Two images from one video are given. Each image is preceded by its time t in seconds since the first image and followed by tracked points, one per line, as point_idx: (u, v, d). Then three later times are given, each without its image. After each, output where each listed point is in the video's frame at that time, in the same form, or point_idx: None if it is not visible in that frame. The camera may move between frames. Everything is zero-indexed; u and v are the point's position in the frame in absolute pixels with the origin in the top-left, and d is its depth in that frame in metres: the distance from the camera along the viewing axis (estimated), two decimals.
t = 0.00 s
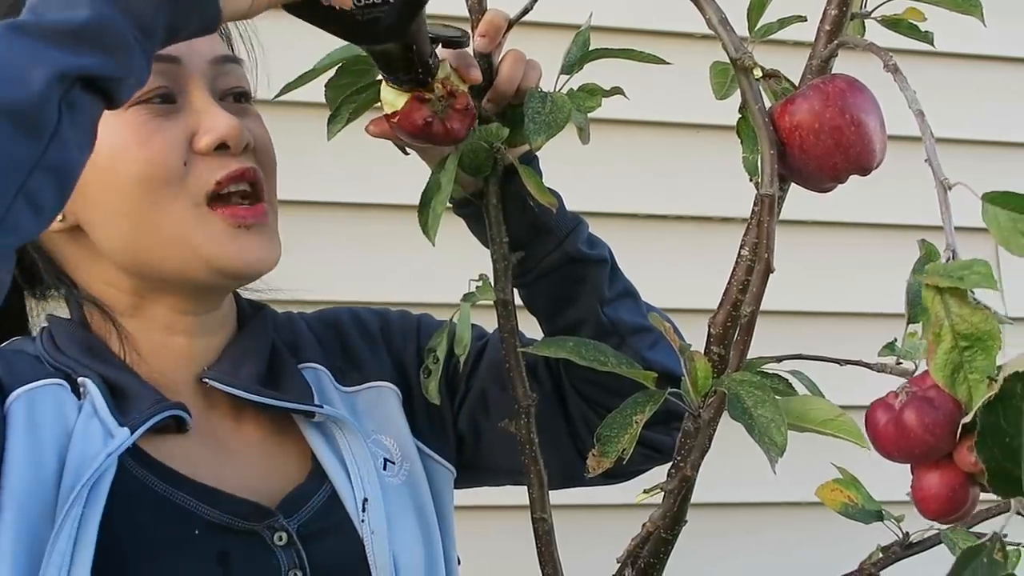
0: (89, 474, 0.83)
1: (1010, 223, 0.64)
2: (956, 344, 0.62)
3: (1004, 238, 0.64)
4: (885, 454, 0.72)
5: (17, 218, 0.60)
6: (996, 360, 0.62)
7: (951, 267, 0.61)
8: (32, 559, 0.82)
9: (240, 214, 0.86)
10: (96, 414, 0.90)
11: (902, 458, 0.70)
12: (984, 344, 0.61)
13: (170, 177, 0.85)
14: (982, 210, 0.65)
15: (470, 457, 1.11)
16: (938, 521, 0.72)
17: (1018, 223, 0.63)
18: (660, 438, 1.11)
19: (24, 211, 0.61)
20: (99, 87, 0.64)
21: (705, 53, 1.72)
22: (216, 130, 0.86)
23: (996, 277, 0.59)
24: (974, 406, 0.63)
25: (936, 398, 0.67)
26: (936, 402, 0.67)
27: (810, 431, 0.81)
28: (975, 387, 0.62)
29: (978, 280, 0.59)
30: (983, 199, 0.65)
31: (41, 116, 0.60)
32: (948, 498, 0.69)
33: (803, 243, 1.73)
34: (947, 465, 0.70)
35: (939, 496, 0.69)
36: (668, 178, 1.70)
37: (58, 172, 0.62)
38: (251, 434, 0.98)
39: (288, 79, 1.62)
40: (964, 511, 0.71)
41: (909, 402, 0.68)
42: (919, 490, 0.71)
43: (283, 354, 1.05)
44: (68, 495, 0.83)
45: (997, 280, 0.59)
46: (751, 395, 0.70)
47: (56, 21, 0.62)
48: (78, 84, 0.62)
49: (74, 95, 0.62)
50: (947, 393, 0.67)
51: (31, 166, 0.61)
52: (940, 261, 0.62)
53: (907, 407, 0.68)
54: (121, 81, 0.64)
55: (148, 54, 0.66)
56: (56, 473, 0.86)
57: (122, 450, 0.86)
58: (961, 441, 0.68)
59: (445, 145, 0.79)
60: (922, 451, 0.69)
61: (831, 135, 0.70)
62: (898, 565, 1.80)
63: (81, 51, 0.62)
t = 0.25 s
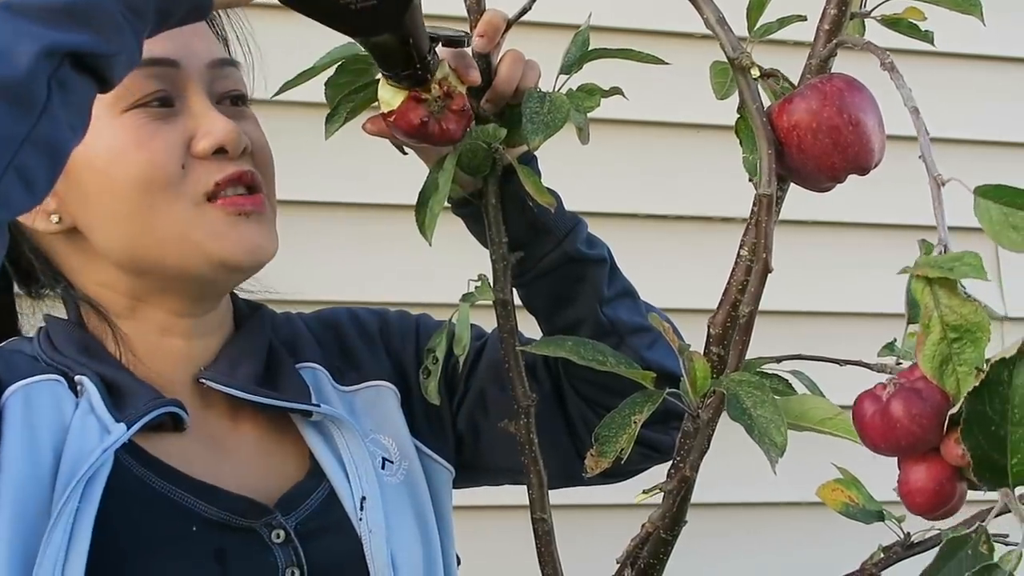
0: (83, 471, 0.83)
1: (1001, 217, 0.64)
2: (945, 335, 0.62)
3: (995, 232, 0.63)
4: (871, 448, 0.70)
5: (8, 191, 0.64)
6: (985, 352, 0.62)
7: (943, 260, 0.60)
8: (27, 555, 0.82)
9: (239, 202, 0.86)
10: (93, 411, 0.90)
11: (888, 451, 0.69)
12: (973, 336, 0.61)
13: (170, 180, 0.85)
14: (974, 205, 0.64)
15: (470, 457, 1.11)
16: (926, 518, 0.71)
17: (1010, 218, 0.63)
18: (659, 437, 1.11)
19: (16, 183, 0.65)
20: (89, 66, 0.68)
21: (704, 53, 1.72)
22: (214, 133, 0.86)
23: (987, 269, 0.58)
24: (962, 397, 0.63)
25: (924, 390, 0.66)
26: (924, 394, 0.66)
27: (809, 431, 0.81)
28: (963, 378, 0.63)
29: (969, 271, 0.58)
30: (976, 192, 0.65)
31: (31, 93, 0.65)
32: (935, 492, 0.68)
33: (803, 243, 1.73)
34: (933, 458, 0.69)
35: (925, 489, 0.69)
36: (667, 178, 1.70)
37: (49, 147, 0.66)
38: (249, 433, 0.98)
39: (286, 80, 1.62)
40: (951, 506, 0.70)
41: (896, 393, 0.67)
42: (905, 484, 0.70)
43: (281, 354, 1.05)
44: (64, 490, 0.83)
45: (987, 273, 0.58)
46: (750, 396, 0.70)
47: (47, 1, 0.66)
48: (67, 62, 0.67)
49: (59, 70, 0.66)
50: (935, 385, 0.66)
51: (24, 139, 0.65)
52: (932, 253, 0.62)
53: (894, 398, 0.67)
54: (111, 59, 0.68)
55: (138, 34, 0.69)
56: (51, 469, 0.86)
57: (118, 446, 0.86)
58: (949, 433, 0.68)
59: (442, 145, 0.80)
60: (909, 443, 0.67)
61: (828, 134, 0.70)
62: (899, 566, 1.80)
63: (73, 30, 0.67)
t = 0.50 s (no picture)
0: (83, 472, 0.83)
1: (1007, 225, 0.63)
2: (953, 347, 0.62)
3: (1000, 239, 0.63)
4: (882, 458, 0.71)
5: (8, 193, 0.64)
6: (993, 364, 0.62)
7: (949, 271, 0.60)
8: (27, 556, 0.82)
9: (240, 205, 0.86)
10: (93, 412, 0.90)
11: (899, 462, 0.70)
12: (981, 346, 0.61)
13: (171, 181, 0.85)
14: (979, 213, 0.64)
15: (470, 457, 1.12)
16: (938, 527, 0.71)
17: (1015, 225, 0.63)
18: (659, 437, 1.11)
19: (15, 186, 0.65)
20: (86, 67, 0.68)
21: (706, 53, 1.72)
22: (216, 134, 0.86)
23: (994, 280, 0.58)
24: (972, 410, 0.63)
25: (933, 402, 0.66)
26: (934, 406, 0.66)
27: (809, 431, 0.81)
28: (972, 391, 0.63)
29: (975, 283, 0.58)
30: (980, 202, 0.65)
31: (30, 95, 0.65)
32: (947, 502, 0.68)
33: (805, 243, 1.73)
34: (944, 469, 0.69)
35: (936, 500, 0.69)
36: (668, 178, 1.70)
37: (47, 150, 0.66)
38: (248, 434, 0.98)
39: (286, 80, 1.62)
40: (963, 516, 0.70)
41: (906, 405, 0.67)
42: (917, 495, 0.70)
43: (281, 354, 1.05)
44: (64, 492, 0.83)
45: (994, 285, 0.58)
46: (750, 396, 0.70)
47: (44, 4, 0.66)
48: (64, 64, 0.67)
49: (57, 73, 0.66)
50: (945, 397, 0.66)
51: (24, 142, 0.65)
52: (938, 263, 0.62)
53: (904, 410, 0.67)
54: (109, 60, 0.68)
55: (133, 34, 0.70)
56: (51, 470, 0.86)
57: (118, 447, 0.86)
58: (959, 444, 0.68)
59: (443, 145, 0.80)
60: (920, 454, 0.68)
61: (829, 135, 0.70)
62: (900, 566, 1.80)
63: (71, 33, 0.67)
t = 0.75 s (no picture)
0: (86, 472, 0.83)
1: (1014, 222, 0.64)
2: (961, 344, 0.62)
3: (1008, 236, 0.64)
4: (888, 455, 0.73)
5: (9, 189, 0.64)
6: (1001, 360, 0.62)
7: (956, 267, 0.60)
8: (30, 557, 0.82)
9: (241, 207, 0.86)
10: (96, 412, 0.90)
11: (906, 459, 0.71)
12: (989, 343, 0.61)
13: (171, 183, 0.85)
14: (987, 211, 0.65)
15: (471, 457, 1.11)
16: (943, 524, 0.73)
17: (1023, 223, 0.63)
18: (659, 437, 1.11)
19: (17, 183, 0.65)
20: (85, 64, 0.68)
21: (707, 53, 1.72)
22: (216, 135, 0.86)
23: (1000, 276, 0.59)
24: (979, 406, 0.63)
25: (940, 399, 0.68)
26: (941, 402, 0.68)
27: (813, 432, 0.80)
28: (980, 387, 0.63)
29: (982, 279, 0.58)
30: (987, 200, 0.65)
31: (30, 92, 0.65)
32: (953, 499, 0.70)
33: (806, 243, 1.73)
34: (951, 466, 0.71)
35: (943, 497, 0.70)
36: (669, 178, 1.70)
37: (49, 146, 0.66)
38: (250, 434, 0.98)
39: (287, 80, 1.62)
40: (968, 514, 0.72)
41: (913, 402, 0.70)
42: (923, 492, 0.71)
43: (282, 355, 1.05)
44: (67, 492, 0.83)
45: (1001, 281, 0.58)
46: (754, 397, 0.70)
47: (43, 2, 0.66)
48: (65, 61, 0.66)
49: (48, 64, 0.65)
50: (952, 394, 0.68)
51: (25, 140, 0.65)
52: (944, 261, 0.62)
53: (911, 407, 0.69)
54: (109, 56, 0.68)
55: (133, 32, 0.69)
56: (54, 471, 0.86)
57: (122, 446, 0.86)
58: (966, 441, 0.70)
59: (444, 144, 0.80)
60: (927, 451, 0.70)
61: (833, 136, 0.70)
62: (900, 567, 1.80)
63: (70, 31, 0.67)
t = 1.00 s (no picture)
0: (87, 489, 0.83)
1: (1016, 217, 0.64)
2: (962, 337, 0.62)
3: (1009, 231, 0.64)
4: (890, 448, 0.73)
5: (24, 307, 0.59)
6: (1002, 354, 0.62)
7: (957, 262, 0.61)
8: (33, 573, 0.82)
9: (247, 202, 0.86)
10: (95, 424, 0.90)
11: (907, 452, 0.72)
12: (991, 336, 0.62)
13: (176, 181, 0.85)
14: (988, 207, 0.65)
15: (472, 457, 1.12)
16: (944, 517, 0.73)
17: None
18: (659, 437, 1.12)
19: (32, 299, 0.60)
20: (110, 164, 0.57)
21: (709, 53, 1.72)
22: (219, 132, 0.86)
23: (1001, 270, 0.59)
24: (981, 399, 0.64)
25: (942, 392, 0.69)
26: (943, 396, 0.69)
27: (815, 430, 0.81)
28: (982, 380, 0.63)
29: (985, 273, 0.59)
30: (989, 194, 0.65)
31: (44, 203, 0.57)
32: (956, 492, 0.71)
33: (807, 243, 1.73)
34: (952, 460, 0.71)
35: (944, 491, 0.71)
36: (671, 178, 1.71)
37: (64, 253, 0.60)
38: (252, 433, 0.99)
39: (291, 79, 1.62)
40: (970, 506, 0.72)
41: (915, 396, 0.70)
42: (926, 485, 0.72)
43: (284, 355, 1.05)
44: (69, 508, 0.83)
45: (1003, 273, 0.59)
46: (753, 395, 0.71)
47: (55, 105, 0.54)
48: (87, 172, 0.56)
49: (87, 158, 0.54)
50: (954, 388, 0.68)
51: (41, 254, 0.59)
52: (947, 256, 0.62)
53: (913, 400, 0.69)
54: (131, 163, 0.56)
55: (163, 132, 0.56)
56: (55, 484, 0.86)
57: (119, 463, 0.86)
58: (968, 434, 0.70)
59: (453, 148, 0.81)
60: (929, 444, 0.70)
61: (834, 135, 0.70)
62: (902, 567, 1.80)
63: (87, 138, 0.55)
